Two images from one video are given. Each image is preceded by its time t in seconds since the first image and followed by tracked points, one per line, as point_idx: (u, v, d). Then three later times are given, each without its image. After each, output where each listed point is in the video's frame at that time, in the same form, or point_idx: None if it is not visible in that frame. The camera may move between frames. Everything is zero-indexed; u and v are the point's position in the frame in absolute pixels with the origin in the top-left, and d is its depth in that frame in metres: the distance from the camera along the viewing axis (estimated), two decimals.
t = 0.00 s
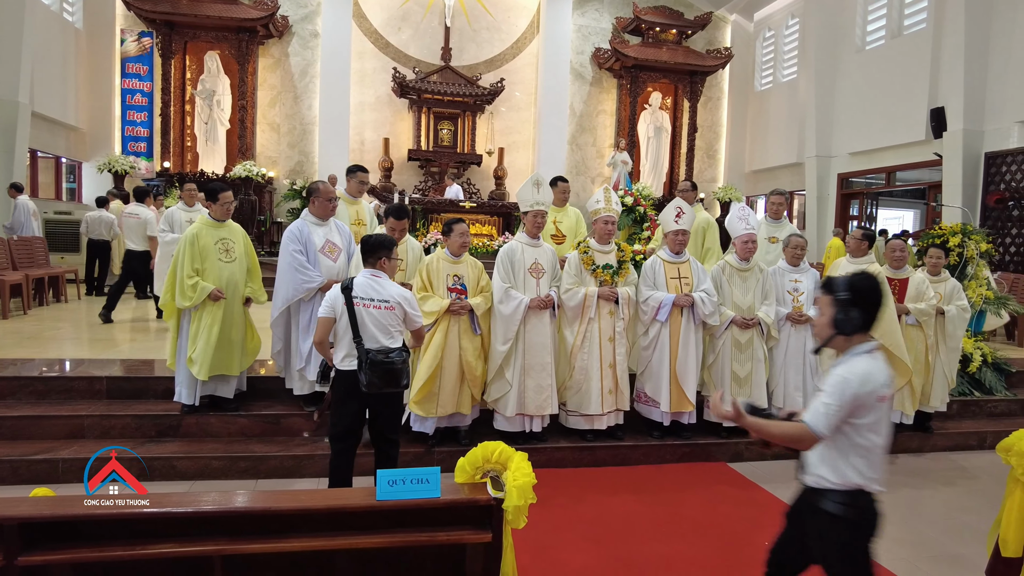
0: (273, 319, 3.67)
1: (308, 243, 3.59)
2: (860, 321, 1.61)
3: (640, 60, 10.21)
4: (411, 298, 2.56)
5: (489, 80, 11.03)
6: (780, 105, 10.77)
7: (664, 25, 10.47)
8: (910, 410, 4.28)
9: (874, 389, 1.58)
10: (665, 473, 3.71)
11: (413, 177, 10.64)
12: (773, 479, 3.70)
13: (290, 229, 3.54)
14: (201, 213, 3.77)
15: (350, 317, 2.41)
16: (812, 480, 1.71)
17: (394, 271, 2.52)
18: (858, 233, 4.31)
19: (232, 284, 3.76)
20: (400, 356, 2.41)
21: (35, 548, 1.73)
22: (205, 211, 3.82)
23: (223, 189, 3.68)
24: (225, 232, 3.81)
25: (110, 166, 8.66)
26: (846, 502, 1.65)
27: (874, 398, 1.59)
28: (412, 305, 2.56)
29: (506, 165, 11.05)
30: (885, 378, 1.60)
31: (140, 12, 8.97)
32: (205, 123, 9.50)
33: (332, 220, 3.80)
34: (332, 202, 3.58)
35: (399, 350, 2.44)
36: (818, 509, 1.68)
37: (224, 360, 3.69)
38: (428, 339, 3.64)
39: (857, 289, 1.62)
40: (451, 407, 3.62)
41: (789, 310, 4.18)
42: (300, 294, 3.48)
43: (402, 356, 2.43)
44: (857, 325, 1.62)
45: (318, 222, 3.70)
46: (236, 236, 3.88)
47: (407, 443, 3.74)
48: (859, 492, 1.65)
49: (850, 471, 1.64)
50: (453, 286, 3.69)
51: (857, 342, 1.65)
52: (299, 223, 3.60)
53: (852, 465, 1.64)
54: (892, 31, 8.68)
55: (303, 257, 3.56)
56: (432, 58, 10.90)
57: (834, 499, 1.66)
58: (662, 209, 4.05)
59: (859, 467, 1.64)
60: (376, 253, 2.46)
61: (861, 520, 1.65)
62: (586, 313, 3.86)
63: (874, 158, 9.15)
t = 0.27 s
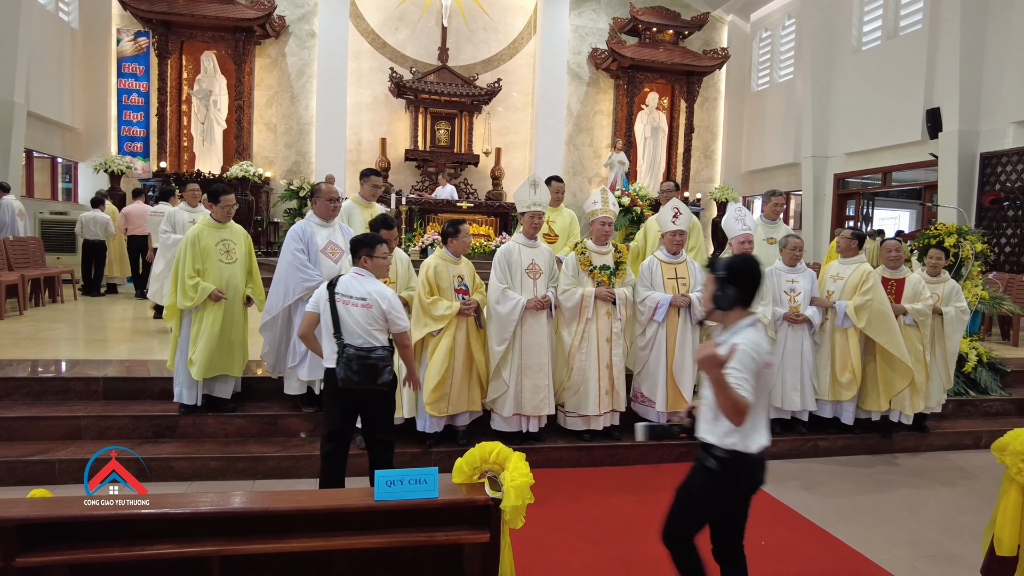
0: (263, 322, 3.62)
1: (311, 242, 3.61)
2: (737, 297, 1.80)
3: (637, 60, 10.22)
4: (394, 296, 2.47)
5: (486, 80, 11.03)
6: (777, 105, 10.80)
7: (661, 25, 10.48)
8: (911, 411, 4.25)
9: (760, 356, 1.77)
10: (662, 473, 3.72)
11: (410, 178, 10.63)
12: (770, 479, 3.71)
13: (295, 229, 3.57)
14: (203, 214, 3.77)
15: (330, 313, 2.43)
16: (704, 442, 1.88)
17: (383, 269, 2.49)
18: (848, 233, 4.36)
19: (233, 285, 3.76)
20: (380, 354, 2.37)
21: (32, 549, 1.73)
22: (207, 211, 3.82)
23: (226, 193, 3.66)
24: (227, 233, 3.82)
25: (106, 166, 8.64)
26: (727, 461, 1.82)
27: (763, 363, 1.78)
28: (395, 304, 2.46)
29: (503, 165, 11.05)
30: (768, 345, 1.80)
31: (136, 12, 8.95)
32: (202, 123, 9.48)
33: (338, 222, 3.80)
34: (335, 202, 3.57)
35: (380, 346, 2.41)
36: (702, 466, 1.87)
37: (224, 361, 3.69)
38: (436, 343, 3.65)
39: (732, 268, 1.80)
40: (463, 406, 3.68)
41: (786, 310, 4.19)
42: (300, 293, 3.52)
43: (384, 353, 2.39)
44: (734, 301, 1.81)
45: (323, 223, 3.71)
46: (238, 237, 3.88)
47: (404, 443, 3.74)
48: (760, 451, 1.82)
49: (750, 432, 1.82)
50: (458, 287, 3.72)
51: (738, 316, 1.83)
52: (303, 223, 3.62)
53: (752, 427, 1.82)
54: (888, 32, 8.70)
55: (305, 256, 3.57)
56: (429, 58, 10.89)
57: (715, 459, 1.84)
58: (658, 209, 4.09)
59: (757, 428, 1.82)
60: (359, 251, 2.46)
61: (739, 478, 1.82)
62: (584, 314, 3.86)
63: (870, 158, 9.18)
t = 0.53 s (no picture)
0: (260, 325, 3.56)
1: (311, 244, 3.58)
2: (631, 306, 1.89)
3: (634, 61, 10.23)
4: (366, 294, 2.38)
5: (483, 80, 11.03)
6: (774, 105, 10.82)
7: (658, 25, 10.50)
8: (908, 409, 4.30)
9: (649, 362, 1.86)
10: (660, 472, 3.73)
11: (408, 178, 10.63)
12: (767, 478, 3.71)
13: (296, 229, 3.55)
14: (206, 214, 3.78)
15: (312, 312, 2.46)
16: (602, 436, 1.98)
17: (365, 269, 2.46)
18: (836, 234, 4.42)
19: (233, 286, 3.76)
20: (340, 354, 2.34)
21: (28, 550, 1.73)
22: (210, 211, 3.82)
23: (228, 193, 3.65)
24: (228, 233, 3.81)
25: (102, 166, 8.62)
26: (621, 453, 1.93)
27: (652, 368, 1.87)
28: (365, 303, 2.36)
29: (501, 165, 11.05)
30: (659, 351, 1.88)
31: (132, 11, 8.93)
32: (198, 123, 9.46)
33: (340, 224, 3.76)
34: (336, 204, 3.54)
35: (346, 345, 2.37)
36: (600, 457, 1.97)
37: (225, 362, 3.68)
38: (449, 343, 3.68)
39: (627, 278, 1.89)
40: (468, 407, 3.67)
41: (784, 310, 4.20)
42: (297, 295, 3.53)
43: (348, 354, 2.34)
44: (629, 310, 1.90)
45: (324, 225, 3.68)
46: (240, 238, 3.86)
47: (402, 444, 3.74)
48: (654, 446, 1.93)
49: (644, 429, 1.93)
50: (459, 287, 3.73)
51: (634, 322, 1.92)
52: (304, 225, 3.60)
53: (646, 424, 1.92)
54: (885, 32, 8.72)
55: (305, 257, 3.55)
56: (427, 58, 10.89)
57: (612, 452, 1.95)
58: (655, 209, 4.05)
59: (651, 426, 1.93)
60: (343, 252, 2.46)
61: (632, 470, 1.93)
62: (582, 314, 3.84)
63: (866, 158, 9.20)
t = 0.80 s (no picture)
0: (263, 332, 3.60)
1: (306, 252, 3.53)
2: (555, 285, 2.09)
3: (632, 60, 10.23)
4: (348, 299, 2.29)
5: (481, 80, 11.03)
6: (771, 105, 10.83)
7: (655, 25, 10.50)
8: (900, 409, 4.28)
9: (568, 336, 2.07)
10: (657, 472, 3.73)
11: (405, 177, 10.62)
12: (764, 478, 3.72)
13: (291, 238, 3.50)
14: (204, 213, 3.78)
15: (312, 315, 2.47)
16: (536, 406, 2.20)
17: (357, 269, 2.39)
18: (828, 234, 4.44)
19: (233, 285, 3.76)
20: (315, 357, 2.27)
21: (22, 551, 1.72)
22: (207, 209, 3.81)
23: (226, 191, 3.66)
24: (226, 233, 3.81)
25: (99, 166, 8.60)
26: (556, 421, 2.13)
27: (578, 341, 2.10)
28: (345, 309, 2.28)
29: (498, 165, 11.05)
30: (580, 327, 2.09)
31: (129, 11, 8.92)
32: (195, 123, 9.45)
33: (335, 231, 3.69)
34: (329, 212, 3.51)
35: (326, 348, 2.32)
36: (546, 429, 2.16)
37: (228, 362, 3.69)
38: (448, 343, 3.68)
39: (552, 260, 2.10)
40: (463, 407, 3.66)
41: (780, 310, 4.21)
42: (291, 303, 3.47)
43: (324, 357, 2.28)
44: (554, 288, 2.10)
45: (318, 232, 3.60)
46: (238, 237, 3.86)
47: (399, 444, 3.74)
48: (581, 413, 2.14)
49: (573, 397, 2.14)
50: (456, 287, 3.73)
51: (559, 301, 2.14)
52: (298, 233, 3.53)
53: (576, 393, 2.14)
54: (881, 32, 8.74)
55: (300, 266, 3.50)
56: (424, 58, 10.89)
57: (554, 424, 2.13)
58: (653, 209, 4.06)
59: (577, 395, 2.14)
60: (338, 253, 2.42)
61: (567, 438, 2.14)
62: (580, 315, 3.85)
63: (863, 158, 9.21)
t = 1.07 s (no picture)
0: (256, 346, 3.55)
1: (293, 269, 3.47)
2: (514, 284, 2.24)
3: (629, 60, 10.23)
4: (349, 316, 2.18)
5: (478, 80, 11.02)
6: (767, 104, 10.85)
7: (652, 25, 10.50)
8: (892, 408, 4.31)
9: (529, 332, 2.23)
10: (654, 472, 3.73)
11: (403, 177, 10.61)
12: (761, 477, 3.72)
13: (277, 255, 3.42)
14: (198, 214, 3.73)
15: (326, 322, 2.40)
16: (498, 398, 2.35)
17: (369, 278, 2.26)
18: (823, 234, 4.45)
19: (230, 287, 3.79)
20: (311, 375, 2.22)
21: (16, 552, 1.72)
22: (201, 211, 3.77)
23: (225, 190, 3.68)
24: (222, 234, 3.80)
25: (95, 166, 8.57)
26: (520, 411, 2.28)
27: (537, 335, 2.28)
28: (344, 326, 2.17)
29: (496, 164, 11.05)
30: (539, 323, 2.27)
31: (125, 10, 8.88)
32: (191, 123, 9.43)
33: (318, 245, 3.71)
34: (315, 226, 3.53)
35: (326, 364, 2.26)
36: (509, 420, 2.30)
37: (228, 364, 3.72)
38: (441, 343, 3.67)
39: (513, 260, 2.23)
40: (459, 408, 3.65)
41: (777, 309, 4.21)
42: (280, 322, 3.38)
43: (317, 377, 2.22)
44: (513, 287, 2.25)
45: (302, 248, 3.60)
46: (233, 238, 3.87)
47: (396, 445, 3.73)
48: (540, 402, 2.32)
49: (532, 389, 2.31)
50: (452, 286, 3.73)
51: (518, 299, 2.29)
52: (284, 249, 3.48)
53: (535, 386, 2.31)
54: (878, 32, 8.75)
55: (287, 284, 3.44)
56: (421, 58, 10.88)
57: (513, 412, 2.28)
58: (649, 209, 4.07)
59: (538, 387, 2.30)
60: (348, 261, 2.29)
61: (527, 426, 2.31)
62: (578, 315, 3.85)
63: (859, 158, 9.23)
